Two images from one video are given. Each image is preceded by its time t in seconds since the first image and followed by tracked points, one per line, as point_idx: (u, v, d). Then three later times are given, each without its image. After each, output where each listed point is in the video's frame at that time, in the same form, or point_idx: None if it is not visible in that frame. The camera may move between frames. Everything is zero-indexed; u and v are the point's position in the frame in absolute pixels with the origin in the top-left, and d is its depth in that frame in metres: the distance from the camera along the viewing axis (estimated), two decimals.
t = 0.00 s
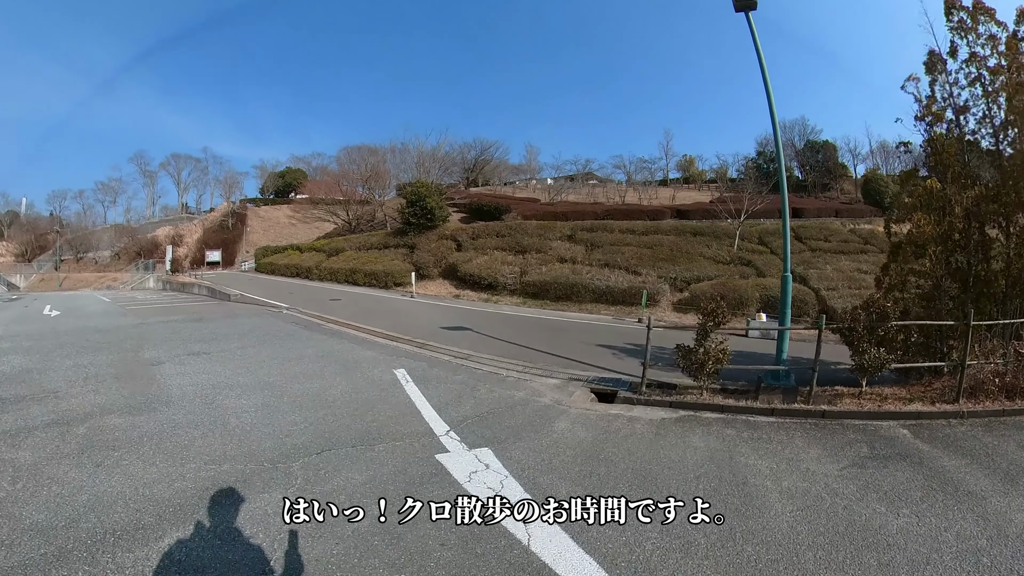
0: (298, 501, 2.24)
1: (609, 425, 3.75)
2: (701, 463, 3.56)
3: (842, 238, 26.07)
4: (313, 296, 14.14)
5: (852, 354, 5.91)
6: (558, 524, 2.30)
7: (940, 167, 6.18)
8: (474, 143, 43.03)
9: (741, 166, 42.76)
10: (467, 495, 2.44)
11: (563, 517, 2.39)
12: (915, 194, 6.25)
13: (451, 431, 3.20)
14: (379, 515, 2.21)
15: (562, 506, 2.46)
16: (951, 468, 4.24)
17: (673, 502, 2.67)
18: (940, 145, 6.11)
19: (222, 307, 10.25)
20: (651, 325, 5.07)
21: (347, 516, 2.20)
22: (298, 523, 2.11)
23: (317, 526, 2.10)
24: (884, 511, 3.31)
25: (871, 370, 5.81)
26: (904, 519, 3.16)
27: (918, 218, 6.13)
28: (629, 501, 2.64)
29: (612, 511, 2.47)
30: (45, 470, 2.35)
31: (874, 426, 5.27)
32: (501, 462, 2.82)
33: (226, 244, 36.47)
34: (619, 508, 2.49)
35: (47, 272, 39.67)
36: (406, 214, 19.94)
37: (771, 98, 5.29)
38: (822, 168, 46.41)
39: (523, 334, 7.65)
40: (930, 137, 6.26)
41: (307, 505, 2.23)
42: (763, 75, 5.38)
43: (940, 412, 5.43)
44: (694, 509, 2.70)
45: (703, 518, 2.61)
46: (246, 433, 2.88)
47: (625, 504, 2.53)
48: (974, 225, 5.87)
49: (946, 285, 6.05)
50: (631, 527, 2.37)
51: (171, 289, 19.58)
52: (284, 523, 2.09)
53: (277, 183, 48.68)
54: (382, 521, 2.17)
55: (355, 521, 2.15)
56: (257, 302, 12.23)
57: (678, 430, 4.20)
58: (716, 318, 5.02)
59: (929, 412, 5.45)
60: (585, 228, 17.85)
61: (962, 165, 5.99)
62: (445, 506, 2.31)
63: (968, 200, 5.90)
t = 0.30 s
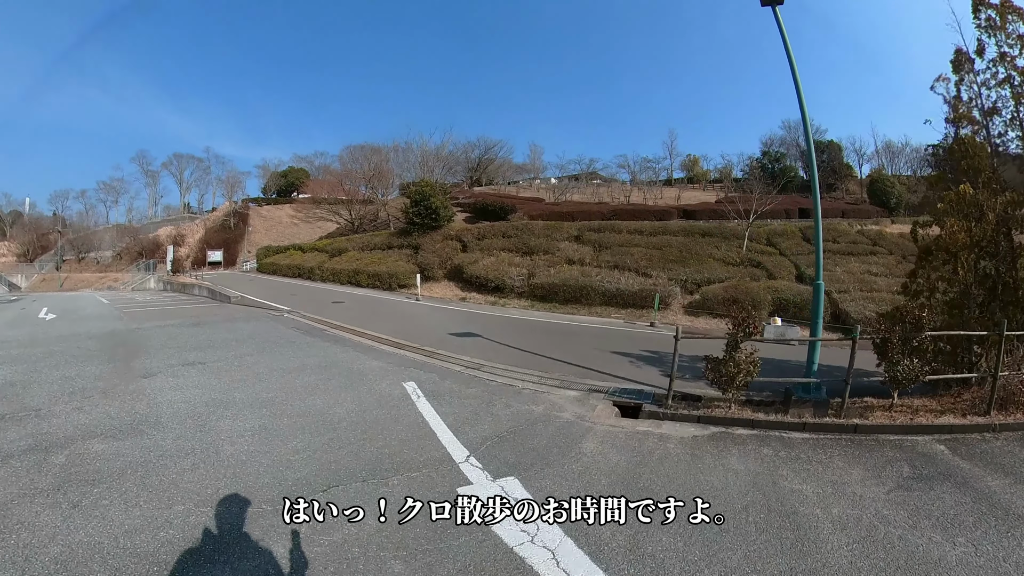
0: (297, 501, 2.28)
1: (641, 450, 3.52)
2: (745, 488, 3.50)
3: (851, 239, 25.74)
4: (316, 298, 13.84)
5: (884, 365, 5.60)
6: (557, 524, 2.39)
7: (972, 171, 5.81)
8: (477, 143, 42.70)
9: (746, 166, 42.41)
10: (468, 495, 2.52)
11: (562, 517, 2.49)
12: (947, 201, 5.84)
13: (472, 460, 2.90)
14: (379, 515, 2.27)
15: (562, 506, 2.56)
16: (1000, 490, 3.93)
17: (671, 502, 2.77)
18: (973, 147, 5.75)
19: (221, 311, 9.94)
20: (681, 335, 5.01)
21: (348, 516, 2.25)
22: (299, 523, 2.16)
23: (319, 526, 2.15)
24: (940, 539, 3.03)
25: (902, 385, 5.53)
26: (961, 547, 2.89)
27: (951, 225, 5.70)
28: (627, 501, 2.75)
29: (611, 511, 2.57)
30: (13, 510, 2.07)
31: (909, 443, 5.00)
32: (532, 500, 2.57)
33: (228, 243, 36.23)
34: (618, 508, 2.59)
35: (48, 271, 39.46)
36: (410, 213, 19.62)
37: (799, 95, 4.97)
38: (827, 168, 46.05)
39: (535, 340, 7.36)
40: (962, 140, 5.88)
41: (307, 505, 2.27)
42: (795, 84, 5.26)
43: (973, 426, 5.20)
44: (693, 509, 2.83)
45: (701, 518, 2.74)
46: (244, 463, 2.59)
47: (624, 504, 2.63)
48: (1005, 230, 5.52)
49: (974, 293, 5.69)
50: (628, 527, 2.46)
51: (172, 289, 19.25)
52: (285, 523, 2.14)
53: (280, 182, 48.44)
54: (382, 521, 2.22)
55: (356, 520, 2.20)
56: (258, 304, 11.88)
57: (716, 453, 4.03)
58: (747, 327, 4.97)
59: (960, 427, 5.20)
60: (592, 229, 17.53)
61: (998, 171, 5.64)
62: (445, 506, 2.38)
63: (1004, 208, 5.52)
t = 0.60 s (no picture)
0: (297, 501, 2.28)
1: (683, 469, 3.46)
2: (801, 511, 3.31)
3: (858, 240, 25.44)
4: (319, 299, 13.52)
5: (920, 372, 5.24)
6: (558, 525, 2.37)
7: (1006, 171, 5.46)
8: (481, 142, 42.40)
9: (750, 165, 42.08)
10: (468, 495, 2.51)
11: (563, 517, 2.48)
12: (980, 204, 5.48)
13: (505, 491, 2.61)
14: (379, 515, 2.26)
15: (562, 506, 2.55)
16: None
17: (671, 502, 2.76)
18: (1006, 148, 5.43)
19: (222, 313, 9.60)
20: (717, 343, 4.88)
21: (347, 516, 2.24)
22: (299, 523, 2.16)
23: (319, 526, 2.14)
24: (1011, 565, 2.74)
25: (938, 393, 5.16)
26: None
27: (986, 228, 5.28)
28: (627, 501, 2.75)
29: (611, 511, 2.56)
30: None
31: (950, 453, 4.70)
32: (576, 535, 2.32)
33: (229, 242, 35.98)
34: (619, 508, 2.58)
35: (49, 270, 39.21)
36: (414, 213, 19.30)
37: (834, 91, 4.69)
38: (831, 168, 45.73)
39: (550, 345, 7.04)
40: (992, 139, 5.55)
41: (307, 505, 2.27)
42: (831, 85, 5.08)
43: (1012, 436, 4.91)
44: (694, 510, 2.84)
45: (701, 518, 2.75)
46: (243, 497, 2.26)
47: (624, 504, 2.62)
48: None
49: (1005, 296, 5.29)
50: (630, 528, 2.46)
51: (172, 290, 18.95)
52: (285, 523, 2.14)
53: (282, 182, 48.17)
54: (382, 522, 2.21)
55: (355, 520, 2.19)
56: (259, 306, 11.56)
57: (761, 468, 3.97)
58: (783, 335, 4.85)
59: (999, 436, 4.94)
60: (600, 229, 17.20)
61: None
62: (445, 506, 2.36)
63: None
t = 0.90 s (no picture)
0: (297, 501, 2.30)
1: (720, 487, 3.34)
2: (851, 533, 3.04)
3: (865, 240, 25.11)
4: (322, 301, 13.27)
5: (950, 380, 4.94)
6: (557, 524, 2.36)
7: None
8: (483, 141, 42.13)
9: (754, 164, 41.76)
10: (469, 495, 2.51)
11: (563, 517, 2.46)
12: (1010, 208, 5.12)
13: (537, 523, 2.34)
14: (379, 515, 2.27)
15: (562, 506, 2.53)
16: None
17: (671, 502, 2.73)
18: None
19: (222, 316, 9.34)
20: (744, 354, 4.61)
21: (348, 516, 2.26)
22: (299, 523, 2.17)
23: (319, 525, 2.16)
24: None
25: (970, 401, 4.86)
26: None
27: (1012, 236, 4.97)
28: (628, 501, 2.73)
29: (612, 511, 2.56)
30: None
31: (985, 465, 4.43)
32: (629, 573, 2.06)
33: (230, 242, 35.79)
34: (619, 508, 2.57)
35: (50, 270, 39.06)
36: (418, 212, 19.04)
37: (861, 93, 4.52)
38: (834, 167, 45.35)
39: (564, 349, 6.77)
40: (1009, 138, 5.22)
41: (307, 504, 2.29)
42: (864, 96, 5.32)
43: None
44: (694, 509, 2.86)
45: (702, 518, 2.76)
46: (242, 541, 2.00)
47: (625, 504, 2.62)
48: None
49: None
50: (630, 528, 2.45)
51: (173, 291, 18.73)
52: (285, 523, 2.16)
53: (283, 181, 47.95)
54: (382, 522, 2.22)
55: (355, 520, 2.21)
56: (260, 308, 11.31)
57: (801, 485, 3.73)
58: (816, 344, 4.62)
59: None
60: (606, 229, 16.94)
61: None
62: (445, 507, 2.37)
63: None
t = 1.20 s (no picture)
0: (297, 501, 2.21)
1: (767, 502, 3.07)
2: (915, 550, 2.71)
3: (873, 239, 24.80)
4: (323, 300, 12.94)
5: (987, 381, 4.61)
6: (558, 524, 2.26)
7: None
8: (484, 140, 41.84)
9: (757, 164, 41.43)
10: (467, 495, 2.40)
11: (563, 517, 2.36)
12: None
13: (581, 558, 2.02)
14: (379, 515, 2.18)
15: (562, 506, 2.42)
16: None
17: (670, 500, 2.59)
18: None
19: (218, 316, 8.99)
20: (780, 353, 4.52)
21: (347, 516, 2.16)
22: (300, 523, 2.08)
23: (318, 526, 2.06)
24: None
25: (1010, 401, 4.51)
26: None
27: None
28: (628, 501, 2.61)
29: (611, 510, 2.44)
30: None
31: None
32: None
33: (230, 241, 35.51)
34: (618, 507, 2.46)
35: (48, 271, 38.78)
36: (420, 211, 18.74)
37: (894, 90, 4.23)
38: (838, 167, 44.95)
39: (576, 350, 6.45)
40: None
41: (307, 504, 2.19)
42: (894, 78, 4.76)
43: None
44: (693, 509, 2.79)
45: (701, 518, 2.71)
46: None
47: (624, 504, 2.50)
48: None
49: None
50: (631, 527, 2.34)
51: (171, 292, 18.41)
52: (284, 523, 2.06)
53: (284, 181, 47.66)
54: (383, 522, 2.13)
55: (355, 520, 2.11)
56: (259, 308, 10.96)
57: (849, 497, 3.43)
58: (855, 342, 4.54)
59: None
60: (613, 228, 16.62)
61: None
62: (445, 506, 2.27)
63: None
